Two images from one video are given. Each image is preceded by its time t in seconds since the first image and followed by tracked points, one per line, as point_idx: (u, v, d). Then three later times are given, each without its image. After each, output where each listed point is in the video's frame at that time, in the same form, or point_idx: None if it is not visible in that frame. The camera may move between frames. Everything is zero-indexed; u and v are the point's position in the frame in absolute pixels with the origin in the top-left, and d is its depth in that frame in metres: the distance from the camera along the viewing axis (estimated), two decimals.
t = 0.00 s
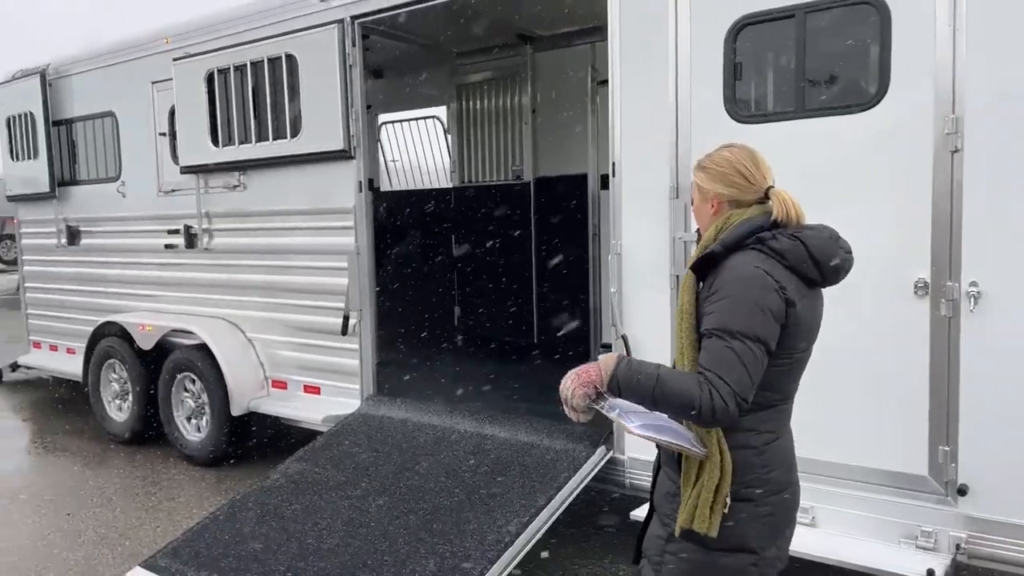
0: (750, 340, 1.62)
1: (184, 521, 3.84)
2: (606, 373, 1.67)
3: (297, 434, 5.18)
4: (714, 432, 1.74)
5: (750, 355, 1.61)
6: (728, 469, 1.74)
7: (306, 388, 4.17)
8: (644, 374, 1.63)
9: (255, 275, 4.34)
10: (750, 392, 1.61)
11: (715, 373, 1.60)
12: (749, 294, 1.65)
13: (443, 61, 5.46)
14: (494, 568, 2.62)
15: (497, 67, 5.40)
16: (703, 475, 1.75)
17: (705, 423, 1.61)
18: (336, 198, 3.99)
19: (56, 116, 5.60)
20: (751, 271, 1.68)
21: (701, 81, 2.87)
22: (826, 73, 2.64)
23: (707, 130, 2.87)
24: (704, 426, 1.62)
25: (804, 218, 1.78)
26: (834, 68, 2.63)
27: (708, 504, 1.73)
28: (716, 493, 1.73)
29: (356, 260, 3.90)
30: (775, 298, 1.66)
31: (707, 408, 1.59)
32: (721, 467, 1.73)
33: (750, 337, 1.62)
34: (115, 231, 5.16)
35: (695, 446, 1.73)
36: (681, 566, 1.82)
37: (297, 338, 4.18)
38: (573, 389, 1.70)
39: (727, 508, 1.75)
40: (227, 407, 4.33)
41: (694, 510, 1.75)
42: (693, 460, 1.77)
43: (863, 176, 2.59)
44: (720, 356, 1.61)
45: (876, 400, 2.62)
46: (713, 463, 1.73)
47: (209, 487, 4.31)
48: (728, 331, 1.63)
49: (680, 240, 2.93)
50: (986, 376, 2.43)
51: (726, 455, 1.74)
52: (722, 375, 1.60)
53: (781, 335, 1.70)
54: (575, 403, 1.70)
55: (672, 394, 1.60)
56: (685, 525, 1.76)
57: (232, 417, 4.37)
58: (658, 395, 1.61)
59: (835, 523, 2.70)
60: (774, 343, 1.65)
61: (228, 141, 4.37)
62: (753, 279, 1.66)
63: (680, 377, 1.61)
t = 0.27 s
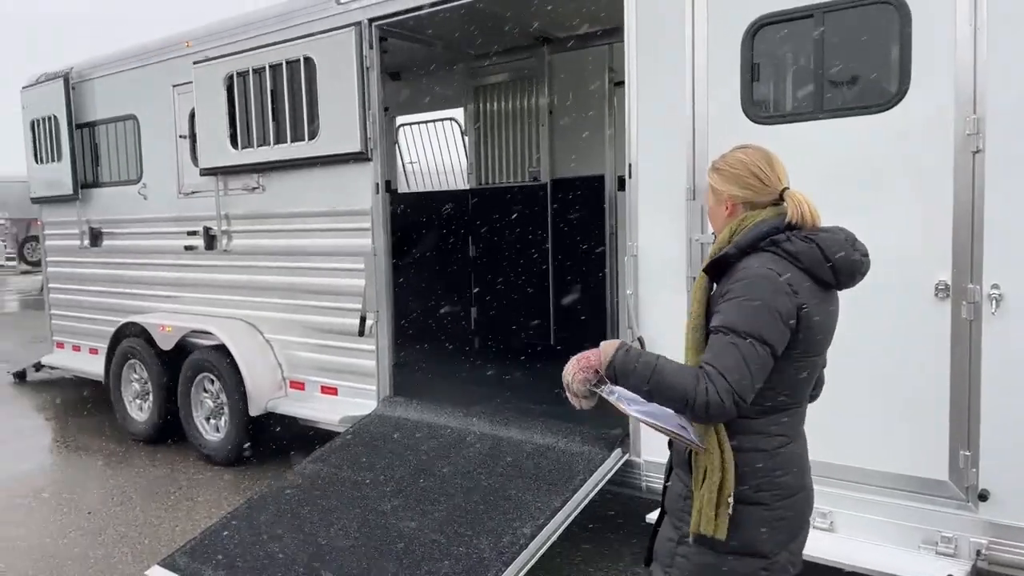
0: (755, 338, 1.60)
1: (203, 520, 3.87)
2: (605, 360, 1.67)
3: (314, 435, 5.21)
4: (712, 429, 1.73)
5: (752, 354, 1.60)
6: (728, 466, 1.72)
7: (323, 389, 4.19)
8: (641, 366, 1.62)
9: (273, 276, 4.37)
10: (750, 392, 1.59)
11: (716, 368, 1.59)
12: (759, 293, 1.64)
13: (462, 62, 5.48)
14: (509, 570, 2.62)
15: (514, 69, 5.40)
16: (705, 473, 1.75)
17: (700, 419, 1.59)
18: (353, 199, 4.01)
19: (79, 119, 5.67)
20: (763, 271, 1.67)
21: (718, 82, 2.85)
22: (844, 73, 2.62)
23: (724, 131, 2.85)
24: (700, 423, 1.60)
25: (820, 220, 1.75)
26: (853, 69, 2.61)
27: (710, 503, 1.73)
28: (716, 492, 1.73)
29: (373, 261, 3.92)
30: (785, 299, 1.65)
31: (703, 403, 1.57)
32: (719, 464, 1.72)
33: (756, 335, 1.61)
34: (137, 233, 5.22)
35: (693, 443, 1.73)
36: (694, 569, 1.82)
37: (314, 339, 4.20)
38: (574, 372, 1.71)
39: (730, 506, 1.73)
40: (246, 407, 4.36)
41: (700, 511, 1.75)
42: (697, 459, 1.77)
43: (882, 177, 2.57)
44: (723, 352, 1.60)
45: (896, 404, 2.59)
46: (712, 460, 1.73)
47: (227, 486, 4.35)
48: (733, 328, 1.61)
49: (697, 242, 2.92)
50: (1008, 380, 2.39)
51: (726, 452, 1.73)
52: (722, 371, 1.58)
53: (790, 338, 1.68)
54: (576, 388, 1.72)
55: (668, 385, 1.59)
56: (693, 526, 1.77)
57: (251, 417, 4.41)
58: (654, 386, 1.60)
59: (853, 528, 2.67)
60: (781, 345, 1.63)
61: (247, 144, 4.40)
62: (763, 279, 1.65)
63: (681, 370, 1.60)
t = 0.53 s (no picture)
0: (771, 330, 1.60)
1: (221, 518, 3.90)
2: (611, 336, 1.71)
3: (332, 435, 5.22)
4: (728, 411, 1.72)
5: (766, 345, 1.59)
6: (730, 451, 1.71)
7: (341, 389, 4.21)
8: (646, 342, 1.65)
9: (292, 277, 4.39)
10: (754, 380, 1.59)
11: (724, 352, 1.60)
12: (784, 287, 1.63)
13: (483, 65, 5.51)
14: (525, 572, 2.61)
15: (533, 70, 5.41)
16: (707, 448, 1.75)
17: (695, 398, 1.62)
18: (371, 200, 4.02)
19: (101, 121, 5.73)
20: (793, 267, 1.66)
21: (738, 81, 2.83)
22: (867, 72, 2.59)
23: (743, 131, 2.83)
24: (697, 402, 1.63)
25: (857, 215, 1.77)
26: (875, 67, 2.58)
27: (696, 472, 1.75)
28: (705, 464, 1.73)
29: (390, 262, 3.92)
30: (810, 296, 1.63)
31: (702, 381, 1.60)
32: (721, 445, 1.71)
33: (774, 327, 1.60)
34: (157, 234, 5.26)
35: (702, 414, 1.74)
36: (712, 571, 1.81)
37: (332, 339, 4.22)
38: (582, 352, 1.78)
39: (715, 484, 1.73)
40: (264, 407, 4.38)
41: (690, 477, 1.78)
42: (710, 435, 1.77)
43: (904, 177, 2.53)
44: (735, 339, 1.60)
45: (918, 406, 2.55)
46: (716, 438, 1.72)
47: (246, 485, 4.37)
48: (751, 318, 1.61)
49: (716, 243, 2.89)
50: None
51: (734, 438, 1.71)
52: (728, 355, 1.59)
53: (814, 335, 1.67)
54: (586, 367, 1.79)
55: (669, 362, 1.63)
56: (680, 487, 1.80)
57: (269, 416, 4.43)
58: (655, 362, 1.64)
59: (873, 532, 2.64)
60: (799, 340, 1.62)
61: (266, 145, 4.42)
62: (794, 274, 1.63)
63: (687, 349, 1.63)
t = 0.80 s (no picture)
0: (807, 330, 1.59)
1: (234, 518, 3.91)
2: (650, 327, 1.70)
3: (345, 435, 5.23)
4: (751, 417, 1.69)
5: (803, 347, 1.58)
6: (761, 459, 1.69)
7: (353, 390, 4.21)
8: (683, 340, 1.65)
9: (305, 277, 4.40)
10: (791, 382, 1.58)
11: (760, 355, 1.59)
12: (819, 287, 1.62)
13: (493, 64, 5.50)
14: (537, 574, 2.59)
15: (545, 70, 5.40)
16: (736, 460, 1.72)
17: (731, 399, 1.60)
18: (384, 201, 4.02)
19: (116, 122, 5.77)
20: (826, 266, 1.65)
21: (753, 80, 2.81)
22: (883, 70, 2.56)
23: (757, 131, 2.81)
24: (732, 404, 1.62)
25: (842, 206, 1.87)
26: (892, 65, 2.55)
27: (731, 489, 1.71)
28: (742, 480, 1.70)
29: (403, 262, 3.92)
30: (844, 296, 1.63)
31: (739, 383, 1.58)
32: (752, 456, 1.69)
33: (810, 328, 1.59)
34: (172, 234, 5.29)
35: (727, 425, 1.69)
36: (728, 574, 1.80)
37: (345, 340, 4.22)
38: (617, 340, 1.75)
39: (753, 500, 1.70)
40: (277, 407, 4.39)
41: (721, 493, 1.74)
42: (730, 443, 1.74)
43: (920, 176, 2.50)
44: (773, 341, 1.59)
45: (935, 409, 2.52)
46: (747, 449, 1.69)
47: (259, 485, 4.38)
48: (787, 319, 1.60)
49: (730, 243, 2.87)
50: None
51: (762, 446, 1.69)
52: (765, 358, 1.58)
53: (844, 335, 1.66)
54: (619, 355, 1.74)
55: (706, 361, 1.62)
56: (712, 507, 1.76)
57: (282, 416, 4.44)
58: (693, 358, 1.64)
59: (889, 536, 2.61)
60: (833, 340, 1.61)
61: (280, 146, 4.44)
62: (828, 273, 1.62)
63: (722, 350, 1.62)
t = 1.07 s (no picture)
0: (829, 334, 1.59)
1: (240, 518, 3.91)
2: (670, 343, 1.63)
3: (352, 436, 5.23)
4: (774, 423, 1.67)
5: (825, 351, 1.58)
6: (787, 466, 1.67)
7: (360, 390, 4.21)
8: (707, 351, 1.60)
9: (312, 278, 4.40)
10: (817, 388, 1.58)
11: (786, 362, 1.57)
12: (838, 291, 1.61)
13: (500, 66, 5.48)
14: None
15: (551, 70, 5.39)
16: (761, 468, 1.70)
17: (757, 409, 1.57)
18: (390, 201, 4.02)
19: (124, 123, 5.79)
20: (841, 268, 1.63)
21: (760, 79, 2.79)
22: (892, 69, 2.55)
23: (764, 130, 2.80)
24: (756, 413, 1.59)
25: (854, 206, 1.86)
26: (901, 65, 2.53)
27: (758, 498, 1.68)
28: (770, 489, 1.67)
29: (409, 262, 3.92)
30: (862, 297, 1.62)
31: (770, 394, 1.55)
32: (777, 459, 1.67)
33: (831, 332, 1.58)
34: (179, 235, 5.30)
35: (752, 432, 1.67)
36: None
37: (352, 341, 4.23)
38: (635, 359, 1.63)
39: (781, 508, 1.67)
40: (284, 407, 4.39)
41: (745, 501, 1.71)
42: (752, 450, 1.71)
43: (929, 176, 2.48)
44: (796, 348, 1.57)
45: (945, 411, 2.50)
46: (773, 457, 1.67)
47: (266, 486, 4.39)
48: (809, 325, 1.58)
49: (737, 243, 2.86)
50: None
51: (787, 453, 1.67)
52: (792, 366, 1.57)
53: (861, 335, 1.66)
54: (637, 374, 1.63)
55: (733, 373, 1.57)
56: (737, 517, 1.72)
57: (289, 417, 4.44)
58: (718, 371, 1.59)
59: (899, 538, 2.59)
60: (853, 342, 1.61)
61: (287, 147, 4.44)
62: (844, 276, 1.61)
63: (747, 361, 1.58)
